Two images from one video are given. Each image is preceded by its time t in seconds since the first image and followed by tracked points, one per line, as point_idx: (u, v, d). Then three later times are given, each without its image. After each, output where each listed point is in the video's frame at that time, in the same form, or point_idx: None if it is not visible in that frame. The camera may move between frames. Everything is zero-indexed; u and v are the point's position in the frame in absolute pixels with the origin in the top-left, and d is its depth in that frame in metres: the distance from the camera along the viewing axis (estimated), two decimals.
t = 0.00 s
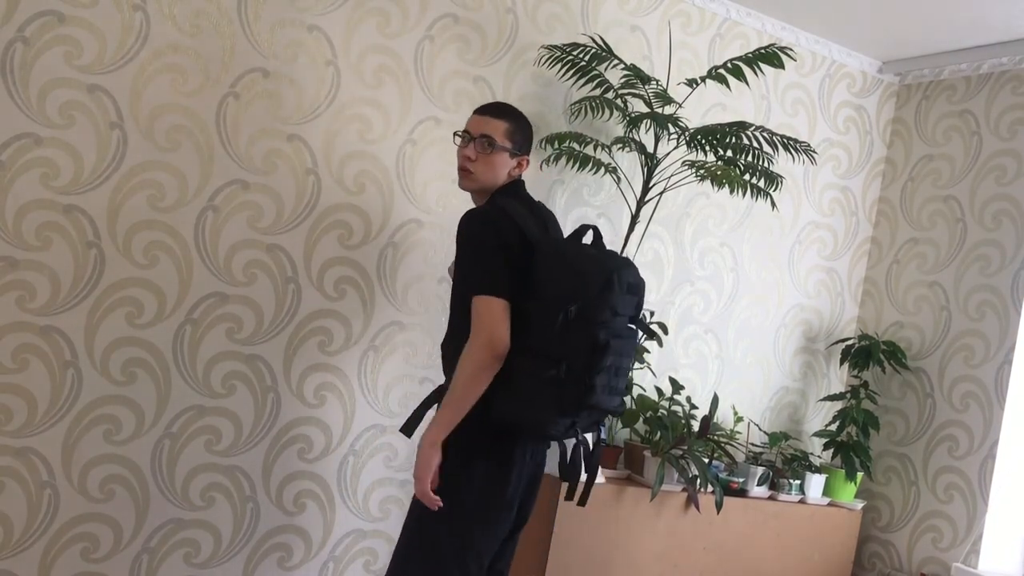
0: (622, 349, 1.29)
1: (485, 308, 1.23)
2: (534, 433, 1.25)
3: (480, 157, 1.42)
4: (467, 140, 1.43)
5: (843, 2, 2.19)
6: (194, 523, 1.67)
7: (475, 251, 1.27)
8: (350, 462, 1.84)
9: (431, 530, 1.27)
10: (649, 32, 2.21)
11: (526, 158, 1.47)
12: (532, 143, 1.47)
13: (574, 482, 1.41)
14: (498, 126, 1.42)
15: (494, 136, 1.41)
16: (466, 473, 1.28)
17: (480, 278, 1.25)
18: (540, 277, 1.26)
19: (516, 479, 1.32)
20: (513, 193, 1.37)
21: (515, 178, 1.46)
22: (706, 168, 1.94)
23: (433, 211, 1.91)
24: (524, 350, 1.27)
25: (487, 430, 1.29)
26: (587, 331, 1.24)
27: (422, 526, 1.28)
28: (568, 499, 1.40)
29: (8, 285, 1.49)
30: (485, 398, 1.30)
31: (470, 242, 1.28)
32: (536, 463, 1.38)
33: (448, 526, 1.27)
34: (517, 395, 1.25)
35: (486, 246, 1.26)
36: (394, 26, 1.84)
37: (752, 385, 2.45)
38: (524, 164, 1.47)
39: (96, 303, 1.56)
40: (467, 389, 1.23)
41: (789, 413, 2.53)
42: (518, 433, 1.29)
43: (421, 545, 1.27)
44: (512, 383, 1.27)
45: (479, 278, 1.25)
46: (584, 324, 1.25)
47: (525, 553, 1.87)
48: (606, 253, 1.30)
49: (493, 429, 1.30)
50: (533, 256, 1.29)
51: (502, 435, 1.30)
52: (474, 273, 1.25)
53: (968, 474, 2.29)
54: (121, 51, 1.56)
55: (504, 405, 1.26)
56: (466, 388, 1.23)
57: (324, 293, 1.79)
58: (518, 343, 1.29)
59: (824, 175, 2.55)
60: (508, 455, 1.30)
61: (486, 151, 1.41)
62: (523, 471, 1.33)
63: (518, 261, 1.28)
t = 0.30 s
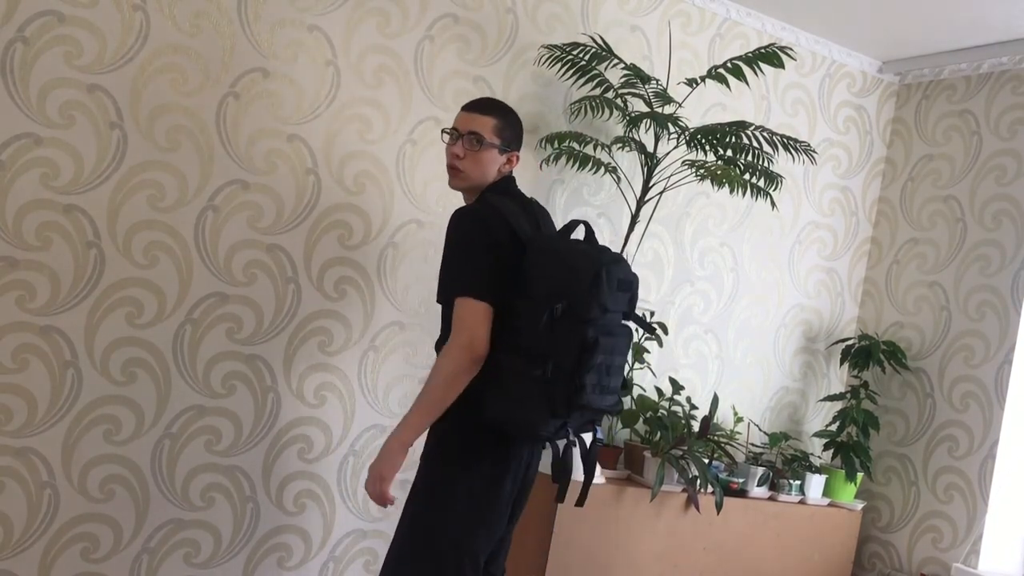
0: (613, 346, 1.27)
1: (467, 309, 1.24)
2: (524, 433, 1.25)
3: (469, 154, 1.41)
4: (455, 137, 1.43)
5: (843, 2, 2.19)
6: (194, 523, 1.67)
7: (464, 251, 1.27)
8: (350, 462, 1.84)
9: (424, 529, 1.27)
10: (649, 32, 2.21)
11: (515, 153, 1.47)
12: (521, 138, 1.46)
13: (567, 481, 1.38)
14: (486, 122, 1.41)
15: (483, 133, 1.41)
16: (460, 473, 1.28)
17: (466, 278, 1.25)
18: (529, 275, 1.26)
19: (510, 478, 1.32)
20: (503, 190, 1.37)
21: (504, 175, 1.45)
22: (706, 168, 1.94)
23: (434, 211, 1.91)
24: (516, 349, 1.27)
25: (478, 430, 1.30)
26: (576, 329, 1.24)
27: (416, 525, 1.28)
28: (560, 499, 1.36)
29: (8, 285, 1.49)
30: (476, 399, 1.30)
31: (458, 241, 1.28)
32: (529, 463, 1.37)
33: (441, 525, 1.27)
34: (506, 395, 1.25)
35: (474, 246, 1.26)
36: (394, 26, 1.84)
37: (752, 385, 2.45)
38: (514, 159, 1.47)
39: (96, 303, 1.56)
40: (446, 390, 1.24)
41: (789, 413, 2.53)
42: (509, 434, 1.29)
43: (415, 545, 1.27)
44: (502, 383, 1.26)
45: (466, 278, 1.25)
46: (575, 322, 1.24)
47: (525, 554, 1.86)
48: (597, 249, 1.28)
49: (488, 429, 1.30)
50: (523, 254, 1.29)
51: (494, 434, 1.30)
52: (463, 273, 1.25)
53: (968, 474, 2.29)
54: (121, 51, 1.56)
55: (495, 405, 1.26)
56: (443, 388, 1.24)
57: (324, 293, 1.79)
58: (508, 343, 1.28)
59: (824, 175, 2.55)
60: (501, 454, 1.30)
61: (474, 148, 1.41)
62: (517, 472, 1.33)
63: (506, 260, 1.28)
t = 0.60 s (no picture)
0: (620, 348, 1.27)
1: (483, 309, 1.23)
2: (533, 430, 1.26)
3: (473, 154, 1.41)
4: (460, 138, 1.42)
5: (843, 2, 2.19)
6: (194, 523, 1.67)
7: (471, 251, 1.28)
8: (350, 462, 1.84)
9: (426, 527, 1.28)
10: (649, 32, 2.21)
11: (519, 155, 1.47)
12: (524, 139, 1.46)
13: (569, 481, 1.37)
14: (491, 124, 1.41)
15: (487, 134, 1.41)
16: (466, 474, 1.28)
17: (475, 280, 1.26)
18: (537, 278, 1.26)
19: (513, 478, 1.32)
20: (506, 192, 1.36)
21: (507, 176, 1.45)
22: (706, 168, 1.94)
23: (434, 211, 1.91)
24: (521, 350, 1.27)
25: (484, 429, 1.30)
26: (583, 331, 1.24)
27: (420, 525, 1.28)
28: (562, 498, 1.36)
29: (8, 285, 1.49)
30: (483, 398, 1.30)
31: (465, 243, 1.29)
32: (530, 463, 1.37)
33: (446, 525, 1.27)
34: (514, 395, 1.25)
35: (483, 247, 1.26)
36: (394, 26, 1.84)
37: (752, 385, 2.45)
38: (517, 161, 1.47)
39: (96, 303, 1.56)
40: (466, 391, 1.21)
41: (789, 413, 2.53)
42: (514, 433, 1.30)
43: (418, 544, 1.27)
44: (510, 383, 1.26)
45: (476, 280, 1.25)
46: (584, 323, 1.24)
47: (525, 553, 1.86)
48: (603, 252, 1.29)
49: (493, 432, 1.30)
50: (530, 256, 1.29)
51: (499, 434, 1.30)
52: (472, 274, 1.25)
53: (968, 474, 2.29)
54: (121, 51, 1.56)
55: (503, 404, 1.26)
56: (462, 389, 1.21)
57: (324, 293, 1.79)
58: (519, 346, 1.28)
59: (824, 175, 2.55)
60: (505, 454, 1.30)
61: (479, 148, 1.41)
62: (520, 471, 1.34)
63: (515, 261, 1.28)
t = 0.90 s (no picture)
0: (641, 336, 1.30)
1: (508, 305, 1.23)
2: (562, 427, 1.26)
3: (465, 158, 1.42)
4: (452, 144, 1.44)
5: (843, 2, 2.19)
6: (194, 523, 1.67)
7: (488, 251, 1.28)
8: (350, 461, 1.84)
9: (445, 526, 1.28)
10: (649, 32, 2.21)
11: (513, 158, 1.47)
12: (518, 144, 1.47)
13: (598, 474, 1.44)
14: (481, 128, 1.43)
15: (479, 137, 1.43)
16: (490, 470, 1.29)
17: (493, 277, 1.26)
18: (557, 272, 1.29)
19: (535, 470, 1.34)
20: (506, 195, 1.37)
21: (501, 180, 1.46)
22: (706, 168, 1.93)
23: (433, 211, 1.91)
24: (545, 343, 1.29)
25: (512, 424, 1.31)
26: (607, 324, 1.25)
27: (435, 523, 1.28)
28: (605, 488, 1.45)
29: (8, 285, 1.49)
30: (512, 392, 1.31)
31: (480, 242, 1.30)
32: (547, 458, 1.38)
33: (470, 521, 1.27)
34: (544, 384, 1.26)
35: (502, 245, 1.27)
36: (394, 26, 1.84)
37: (752, 385, 2.45)
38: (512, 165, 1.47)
39: (96, 303, 1.56)
40: (497, 384, 1.21)
41: (789, 413, 2.53)
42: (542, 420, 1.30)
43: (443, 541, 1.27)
44: (543, 373, 1.27)
45: (496, 277, 1.25)
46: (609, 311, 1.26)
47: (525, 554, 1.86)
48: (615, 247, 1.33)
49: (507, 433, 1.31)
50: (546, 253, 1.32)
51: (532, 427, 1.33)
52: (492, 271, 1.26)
53: (968, 474, 2.29)
54: (121, 51, 1.56)
55: (535, 394, 1.27)
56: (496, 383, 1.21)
57: (323, 293, 1.79)
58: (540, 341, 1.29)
59: (824, 175, 2.55)
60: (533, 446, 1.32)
61: (470, 152, 1.42)
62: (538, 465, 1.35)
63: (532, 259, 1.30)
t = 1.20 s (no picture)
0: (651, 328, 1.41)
1: (526, 302, 1.23)
2: (589, 424, 1.29)
3: (462, 164, 1.44)
4: (449, 153, 1.47)
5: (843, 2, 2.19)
6: (194, 523, 1.67)
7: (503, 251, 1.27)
8: (350, 461, 1.84)
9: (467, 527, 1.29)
10: (649, 32, 2.21)
11: (511, 162, 1.48)
12: (514, 146, 1.49)
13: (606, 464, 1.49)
14: (475, 134, 1.45)
15: (475, 143, 1.44)
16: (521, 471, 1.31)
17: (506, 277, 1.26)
18: (571, 271, 1.34)
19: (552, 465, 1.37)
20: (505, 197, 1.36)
21: (501, 184, 1.47)
22: (706, 168, 1.93)
23: (434, 211, 1.91)
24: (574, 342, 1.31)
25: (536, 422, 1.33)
26: (625, 316, 1.33)
27: (462, 524, 1.30)
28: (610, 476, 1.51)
29: (8, 285, 1.49)
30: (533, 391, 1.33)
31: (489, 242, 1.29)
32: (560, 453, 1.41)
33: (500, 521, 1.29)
34: (574, 380, 1.29)
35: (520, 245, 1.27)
36: (394, 26, 1.84)
37: (752, 384, 2.45)
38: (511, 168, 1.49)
39: (96, 303, 1.56)
40: (519, 379, 1.22)
41: (789, 413, 2.53)
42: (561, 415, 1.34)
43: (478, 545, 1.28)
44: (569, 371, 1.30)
45: (509, 275, 1.25)
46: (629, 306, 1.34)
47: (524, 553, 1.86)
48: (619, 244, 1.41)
49: (524, 435, 1.31)
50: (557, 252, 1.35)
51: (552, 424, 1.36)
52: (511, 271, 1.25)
53: (968, 474, 2.29)
54: (121, 51, 1.56)
55: (564, 391, 1.29)
56: (513, 378, 1.22)
57: (324, 293, 1.79)
58: (555, 338, 1.30)
59: (824, 175, 2.55)
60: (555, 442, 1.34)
61: (467, 158, 1.44)
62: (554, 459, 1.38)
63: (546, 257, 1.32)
